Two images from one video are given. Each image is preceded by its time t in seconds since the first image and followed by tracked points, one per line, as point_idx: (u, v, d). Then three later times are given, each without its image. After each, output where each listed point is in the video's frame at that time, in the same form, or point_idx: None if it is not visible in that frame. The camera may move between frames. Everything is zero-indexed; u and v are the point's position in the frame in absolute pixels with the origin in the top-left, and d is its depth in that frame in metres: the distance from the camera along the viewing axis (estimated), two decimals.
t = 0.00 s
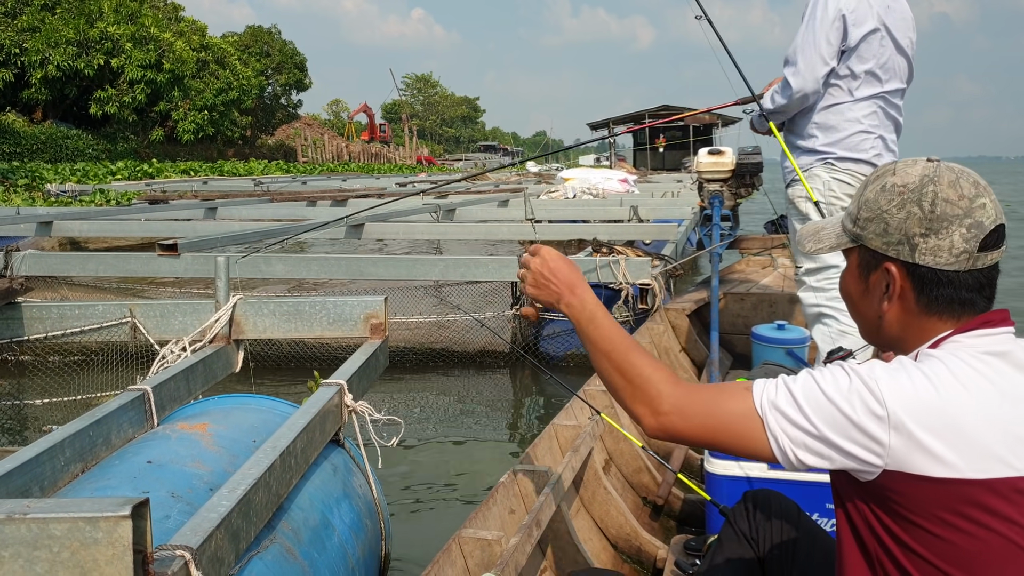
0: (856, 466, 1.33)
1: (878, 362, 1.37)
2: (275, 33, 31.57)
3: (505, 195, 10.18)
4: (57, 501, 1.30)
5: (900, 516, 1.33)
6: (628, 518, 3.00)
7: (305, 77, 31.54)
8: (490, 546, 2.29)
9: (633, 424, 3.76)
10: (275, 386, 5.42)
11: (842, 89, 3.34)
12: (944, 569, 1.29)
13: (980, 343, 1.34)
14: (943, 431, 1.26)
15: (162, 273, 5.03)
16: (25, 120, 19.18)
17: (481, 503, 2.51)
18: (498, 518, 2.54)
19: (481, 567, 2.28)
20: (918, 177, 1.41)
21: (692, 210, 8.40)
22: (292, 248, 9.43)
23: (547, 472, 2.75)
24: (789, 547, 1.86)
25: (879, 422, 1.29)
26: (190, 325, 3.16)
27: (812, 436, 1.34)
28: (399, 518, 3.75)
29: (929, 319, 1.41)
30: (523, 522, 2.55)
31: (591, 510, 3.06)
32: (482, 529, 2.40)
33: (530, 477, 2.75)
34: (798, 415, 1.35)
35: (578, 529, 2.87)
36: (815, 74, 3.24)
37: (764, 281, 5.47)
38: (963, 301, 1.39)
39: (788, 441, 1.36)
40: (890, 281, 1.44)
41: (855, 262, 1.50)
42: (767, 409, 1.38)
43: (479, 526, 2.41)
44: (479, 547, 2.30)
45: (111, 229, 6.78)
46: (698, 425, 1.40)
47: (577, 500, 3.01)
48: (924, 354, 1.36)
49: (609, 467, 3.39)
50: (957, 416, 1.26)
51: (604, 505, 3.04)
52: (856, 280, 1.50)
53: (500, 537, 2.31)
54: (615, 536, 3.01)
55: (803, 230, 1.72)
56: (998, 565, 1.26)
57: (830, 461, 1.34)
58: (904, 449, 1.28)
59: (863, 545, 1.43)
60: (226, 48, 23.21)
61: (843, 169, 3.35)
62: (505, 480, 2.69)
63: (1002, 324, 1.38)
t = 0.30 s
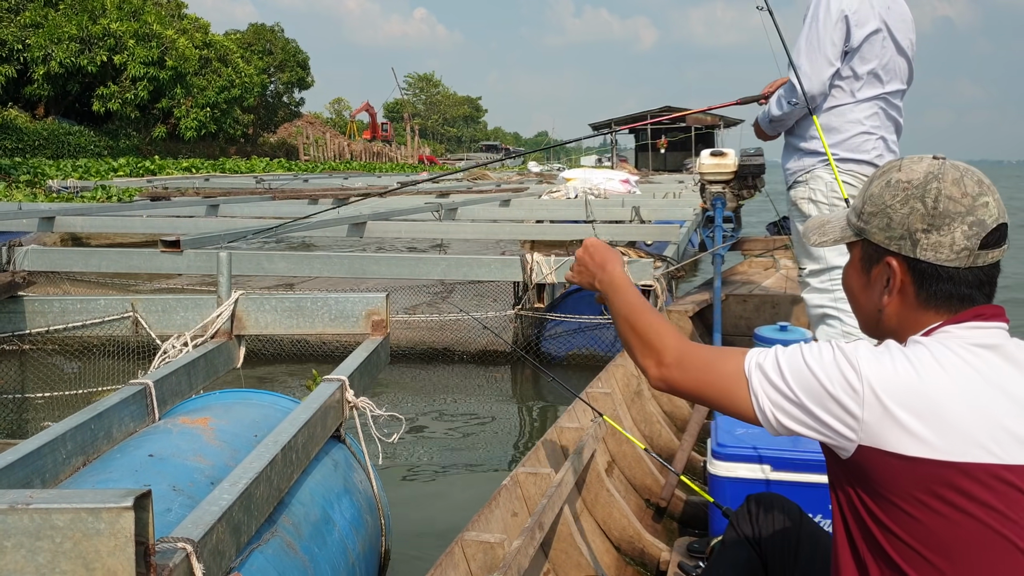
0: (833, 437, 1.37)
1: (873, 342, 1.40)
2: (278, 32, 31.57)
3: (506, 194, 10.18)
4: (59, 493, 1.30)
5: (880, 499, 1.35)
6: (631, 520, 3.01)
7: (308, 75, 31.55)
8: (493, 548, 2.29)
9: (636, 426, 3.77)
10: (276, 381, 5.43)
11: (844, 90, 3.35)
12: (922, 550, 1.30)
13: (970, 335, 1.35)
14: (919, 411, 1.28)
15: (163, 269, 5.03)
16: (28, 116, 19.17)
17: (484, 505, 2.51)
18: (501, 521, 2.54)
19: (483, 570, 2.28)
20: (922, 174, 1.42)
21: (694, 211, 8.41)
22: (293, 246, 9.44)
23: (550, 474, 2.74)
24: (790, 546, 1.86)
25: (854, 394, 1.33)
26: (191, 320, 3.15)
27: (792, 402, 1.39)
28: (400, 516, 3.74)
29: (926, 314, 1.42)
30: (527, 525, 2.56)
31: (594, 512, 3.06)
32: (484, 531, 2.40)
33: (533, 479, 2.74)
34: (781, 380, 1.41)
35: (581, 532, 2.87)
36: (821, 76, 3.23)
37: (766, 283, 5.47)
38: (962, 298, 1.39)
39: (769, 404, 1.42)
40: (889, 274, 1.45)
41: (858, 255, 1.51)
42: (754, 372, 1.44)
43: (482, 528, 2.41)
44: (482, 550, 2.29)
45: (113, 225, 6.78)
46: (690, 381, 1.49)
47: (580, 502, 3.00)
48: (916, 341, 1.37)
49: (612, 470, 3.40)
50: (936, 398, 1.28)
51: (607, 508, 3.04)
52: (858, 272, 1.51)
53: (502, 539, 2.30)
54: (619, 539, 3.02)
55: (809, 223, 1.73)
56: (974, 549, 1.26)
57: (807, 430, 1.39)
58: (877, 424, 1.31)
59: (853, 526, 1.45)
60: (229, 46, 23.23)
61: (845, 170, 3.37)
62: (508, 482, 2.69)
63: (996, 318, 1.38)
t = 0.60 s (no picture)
0: (826, 418, 1.43)
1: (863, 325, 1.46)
2: (279, 30, 31.56)
3: (507, 194, 10.17)
4: (62, 491, 1.30)
5: (870, 480, 1.39)
6: (634, 520, 3.01)
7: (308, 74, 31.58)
8: (496, 551, 2.28)
9: (638, 426, 3.77)
10: (276, 380, 5.43)
11: (844, 87, 3.35)
12: (912, 528, 1.36)
13: (959, 321, 1.40)
14: (908, 390, 1.34)
15: (164, 267, 5.03)
16: (29, 114, 19.17)
17: (487, 507, 2.51)
18: (503, 523, 2.55)
19: (486, 573, 2.27)
20: (918, 167, 1.46)
21: (695, 210, 8.40)
22: (293, 245, 9.44)
23: (552, 475, 2.74)
24: (790, 542, 1.85)
25: (841, 374, 1.40)
26: (193, 320, 3.16)
27: (786, 387, 1.47)
28: (401, 516, 3.75)
29: (919, 301, 1.47)
30: (529, 526, 2.56)
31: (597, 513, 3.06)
32: (487, 533, 2.40)
33: (535, 481, 2.74)
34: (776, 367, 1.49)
35: (584, 533, 2.87)
36: (824, 72, 3.24)
37: (766, 281, 5.47)
38: (953, 286, 1.44)
39: (769, 392, 1.49)
40: (883, 265, 1.50)
41: (857, 245, 1.56)
42: (756, 364, 1.53)
43: (484, 531, 2.40)
44: (485, 553, 2.29)
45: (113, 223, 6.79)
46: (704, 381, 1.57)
47: (582, 503, 3.00)
48: (910, 326, 1.42)
49: (614, 470, 3.41)
50: (925, 376, 1.34)
51: (610, 508, 3.04)
52: (856, 261, 1.56)
53: (505, 542, 2.30)
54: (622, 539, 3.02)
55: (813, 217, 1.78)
56: (962, 524, 1.32)
57: (804, 410, 1.45)
58: (865, 403, 1.37)
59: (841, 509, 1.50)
60: (229, 44, 23.22)
61: (845, 166, 3.37)
62: (510, 484, 2.69)
63: (986, 307, 1.43)
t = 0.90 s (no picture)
0: (837, 449, 1.43)
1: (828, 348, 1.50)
2: (279, 30, 31.55)
3: (507, 194, 10.16)
4: (59, 492, 1.30)
5: (873, 488, 1.42)
6: (632, 522, 3.01)
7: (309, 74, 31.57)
8: (494, 555, 2.26)
9: (636, 428, 3.77)
10: (274, 381, 5.43)
11: (844, 87, 3.35)
12: (921, 528, 1.40)
13: (942, 323, 1.46)
14: (903, 395, 1.37)
15: (163, 266, 5.02)
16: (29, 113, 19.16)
17: (485, 511, 2.51)
18: (502, 526, 2.55)
19: None
20: (911, 167, 1.53)
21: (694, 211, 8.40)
22: (292, 245, 9.42)
23: (550, 478, 2.74)
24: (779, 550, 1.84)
25: (830, 405, 1.41)
26: (192, 319, 3.16)
27: (790, 444, 1.48)
28: (400, 518, 3.74)
29: (913, 297, 1.53)
30: (527, 529, 2.55)
31: (595, 515, 3.06)
32: (485, 536, 2.39)
33: (533, 483, 2.74)
34: (775, 429, 1.51)
35: (582, 535, 2.87)
36: (826, 72, 3.23)
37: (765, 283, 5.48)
38: (945, 282, 1.50)
39: (785, 463, 1.50)
40: (877, 264, 1.56)
41: (852, 244, 1.62)
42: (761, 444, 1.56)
43: (482, 534, 2.40)
44: (483, 556, 2.27)
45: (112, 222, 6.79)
46: (732, 481, 1.65)
47: (581, 505, 3.01)
48: (900, 330, 1.47)
49: (612, 472, 3.41)
50: (914, 382, 1.38)
51: (608, 510, 3.04)
52: (852, 259, 1.62)
53: (503, 545, 2.29)
54: (620, 541, 3.02)
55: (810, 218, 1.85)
56: (969, 517, 1.38)
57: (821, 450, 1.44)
58: (863, 418, 1.39)
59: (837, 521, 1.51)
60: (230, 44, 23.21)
61: (844, 167, 3.36)
62: (509, 487, 2.69)
63: (969, 306, 1.49)
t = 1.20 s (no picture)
0: (835, 452, 1.45)
1: (821, 354, 1.52)
2: (280, 30, 31.55)
3: (506, 195, 10.16)
4: (52, 492, 1.30)
5: (867, 488, 1.43)
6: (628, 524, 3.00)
7: (310, 74, 31.59)
8: (490, 555, 2.26)
9: (633, 430, 3.77)
10: (272, 381, 5.43)
11: (841, 92, 3.36)
12: (917, 526, 1.39)
13: (932, 325, 1.47)
14: (894, 397, 1.39)
15: (162, 266, 5.02)
16: (29, 112, 19.14)
17: (481, 511, 2.51)
18: (498, 526, 2.55)
19: None
20: (902, 170, 1.55)
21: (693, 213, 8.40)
22: (290, 244, 9.42)
23: (547, 479, 2.75)
24: (773, 561, 1.89)
25: (826, 410, 1.43)
26: (190, 319, 3.16)
27: (788, 450, 1.50)
28: (396, 519, 3.74)
29: (905, 297, 1.54)
30: (523, 530, 2.56)
31: (591, 517, 3.07)
32: (481, 537, 2.39)
33: (529, 484, 2.74)
34: (772, 437, 1.54)
35: (578, 537, 2.87)
36: (822, 76, 3.22)
37: (763, 286, 5.48)
38: (936, 283, 1.52)
39: (783, 470, 1.52)
40: (869, 264, 1.58)
41: (845, 246, 1.64)
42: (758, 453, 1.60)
43: (478, 535, 2.40)
44: (479, 556, 2.27)
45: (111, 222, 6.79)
46: (730, 492, 1.68)
47: (577, 507, 3.01)
48: (891, 334, 1.49)
49: (608, 474, 3.41)
50: (905, 385, 1.39)
51: (604, 512, 3.05)
52: (844, 260, 1.64)
53: (499, 545, 2.29)
54: (616, 543, 3.02)
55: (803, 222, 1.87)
56: (964, 513, 1.37)
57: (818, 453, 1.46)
58: (859, 421, 1.41)
59: (835, 526, 1.52)
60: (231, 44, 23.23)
61: (843, 172, 3.36)
62: (505, 487, 2.68)
63: (955, 308, 1.51)
